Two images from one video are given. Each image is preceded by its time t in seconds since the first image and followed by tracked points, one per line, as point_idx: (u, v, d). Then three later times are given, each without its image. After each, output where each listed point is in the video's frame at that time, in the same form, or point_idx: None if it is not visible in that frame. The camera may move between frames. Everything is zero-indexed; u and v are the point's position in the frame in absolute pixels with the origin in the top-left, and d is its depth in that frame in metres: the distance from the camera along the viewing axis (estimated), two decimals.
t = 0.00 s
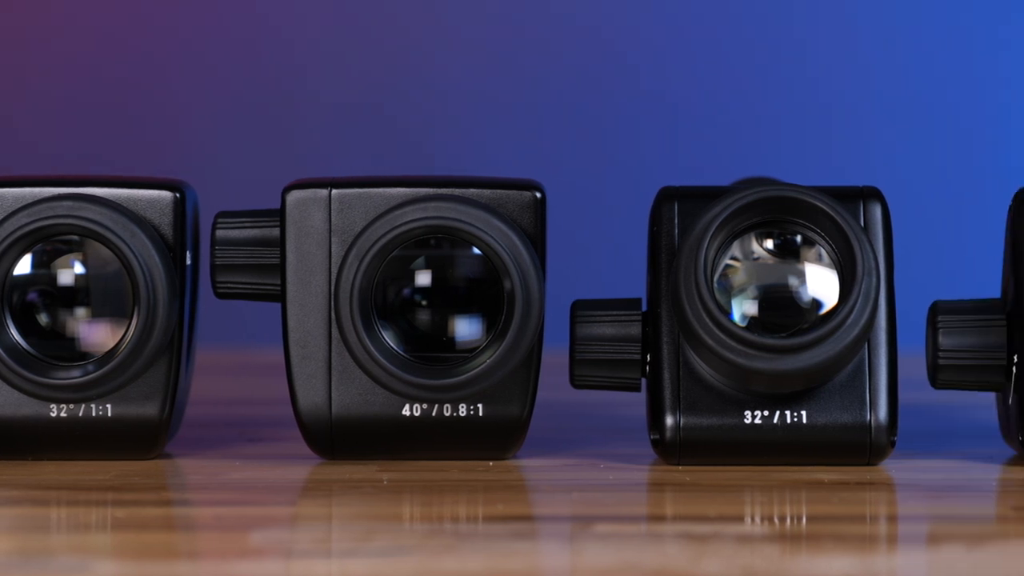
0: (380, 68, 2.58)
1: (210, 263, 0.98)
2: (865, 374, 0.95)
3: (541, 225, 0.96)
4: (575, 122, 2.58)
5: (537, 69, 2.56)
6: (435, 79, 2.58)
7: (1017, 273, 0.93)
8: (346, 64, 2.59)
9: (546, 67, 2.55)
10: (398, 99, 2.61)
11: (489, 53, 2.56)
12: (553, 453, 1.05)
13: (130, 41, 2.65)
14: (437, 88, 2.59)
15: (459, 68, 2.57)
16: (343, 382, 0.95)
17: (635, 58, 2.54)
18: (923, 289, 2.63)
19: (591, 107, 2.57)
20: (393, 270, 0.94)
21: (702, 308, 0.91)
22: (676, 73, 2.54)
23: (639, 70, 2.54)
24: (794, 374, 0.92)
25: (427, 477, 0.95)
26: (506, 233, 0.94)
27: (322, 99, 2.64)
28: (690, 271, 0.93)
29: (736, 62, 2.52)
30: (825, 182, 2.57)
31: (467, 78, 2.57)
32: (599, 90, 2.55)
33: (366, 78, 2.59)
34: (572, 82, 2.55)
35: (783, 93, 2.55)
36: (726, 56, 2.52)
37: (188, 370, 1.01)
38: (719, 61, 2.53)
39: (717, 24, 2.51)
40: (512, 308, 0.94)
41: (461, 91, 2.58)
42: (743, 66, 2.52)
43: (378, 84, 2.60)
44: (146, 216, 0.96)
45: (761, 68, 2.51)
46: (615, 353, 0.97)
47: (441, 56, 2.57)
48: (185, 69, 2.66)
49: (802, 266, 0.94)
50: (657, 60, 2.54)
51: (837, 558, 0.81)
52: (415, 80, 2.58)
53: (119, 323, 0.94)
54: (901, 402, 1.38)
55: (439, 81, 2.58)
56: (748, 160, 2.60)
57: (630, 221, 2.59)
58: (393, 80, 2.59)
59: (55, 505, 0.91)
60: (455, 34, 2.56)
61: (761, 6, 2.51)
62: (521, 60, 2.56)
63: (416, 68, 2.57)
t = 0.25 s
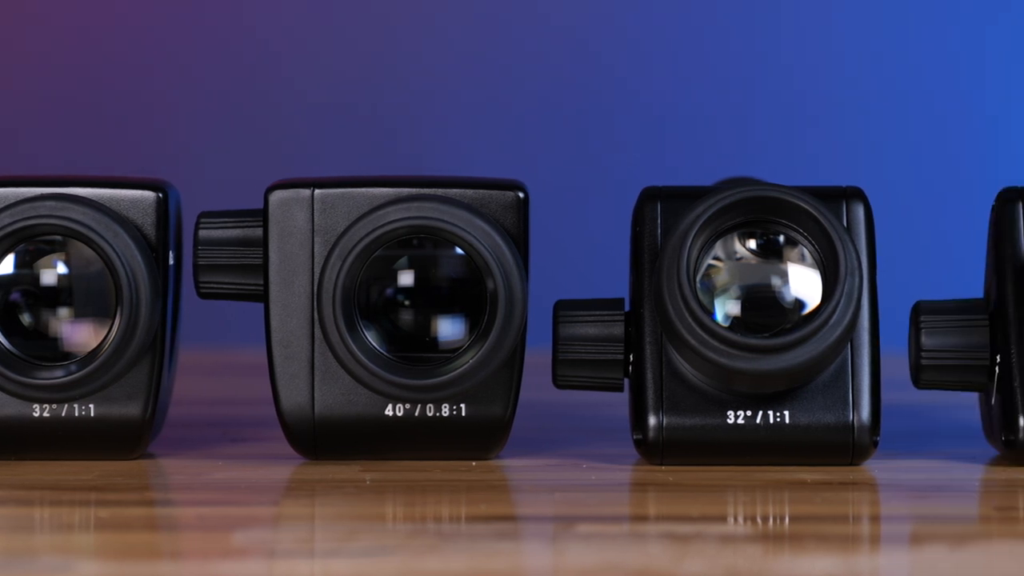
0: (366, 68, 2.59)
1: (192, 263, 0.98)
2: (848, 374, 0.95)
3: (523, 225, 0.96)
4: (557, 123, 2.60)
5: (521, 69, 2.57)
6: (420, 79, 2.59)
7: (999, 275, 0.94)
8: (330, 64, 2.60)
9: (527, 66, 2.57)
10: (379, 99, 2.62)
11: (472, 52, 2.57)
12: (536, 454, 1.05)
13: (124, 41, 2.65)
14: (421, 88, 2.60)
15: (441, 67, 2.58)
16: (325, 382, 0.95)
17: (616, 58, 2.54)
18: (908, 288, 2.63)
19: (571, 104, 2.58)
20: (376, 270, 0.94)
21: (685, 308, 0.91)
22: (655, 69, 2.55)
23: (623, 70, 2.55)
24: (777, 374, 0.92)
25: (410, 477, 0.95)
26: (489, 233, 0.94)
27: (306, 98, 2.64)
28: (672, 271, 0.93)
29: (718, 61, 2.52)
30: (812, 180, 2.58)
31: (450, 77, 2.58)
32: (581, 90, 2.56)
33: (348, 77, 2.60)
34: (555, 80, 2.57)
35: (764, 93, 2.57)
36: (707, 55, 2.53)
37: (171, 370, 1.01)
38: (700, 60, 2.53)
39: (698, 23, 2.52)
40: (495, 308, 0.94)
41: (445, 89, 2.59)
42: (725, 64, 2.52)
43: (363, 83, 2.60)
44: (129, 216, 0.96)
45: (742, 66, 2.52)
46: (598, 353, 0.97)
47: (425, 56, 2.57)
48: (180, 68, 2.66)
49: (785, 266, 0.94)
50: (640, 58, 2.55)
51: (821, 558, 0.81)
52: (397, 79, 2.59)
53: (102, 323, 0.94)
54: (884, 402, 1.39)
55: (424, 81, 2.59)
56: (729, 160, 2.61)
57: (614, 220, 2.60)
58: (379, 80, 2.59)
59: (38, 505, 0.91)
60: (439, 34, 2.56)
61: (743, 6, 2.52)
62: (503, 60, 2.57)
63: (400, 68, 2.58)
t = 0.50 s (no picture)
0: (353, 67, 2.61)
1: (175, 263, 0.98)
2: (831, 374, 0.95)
3: (506, 225, 0.96)
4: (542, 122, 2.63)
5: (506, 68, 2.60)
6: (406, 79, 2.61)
7: (980, 275, 0.95)
8: (318, 63, 2.62)
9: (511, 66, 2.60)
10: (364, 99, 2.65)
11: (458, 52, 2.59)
12: (519, 454, 1.06)
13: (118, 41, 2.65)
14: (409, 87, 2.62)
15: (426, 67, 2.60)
16: (308, 382, 0.95)
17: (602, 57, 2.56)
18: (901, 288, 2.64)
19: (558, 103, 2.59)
20: (359, 270, 0.94)
21: (668, 308, 0.91)
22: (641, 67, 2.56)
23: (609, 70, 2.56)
24: (760, 374, 0.92)
25: (393, 477, 0.95)
26: (472, 233, 0.94)
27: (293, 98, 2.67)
28: (656, 271, 0.93)
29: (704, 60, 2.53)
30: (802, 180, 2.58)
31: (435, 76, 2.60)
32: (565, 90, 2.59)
33: (336, 76, 2.63)
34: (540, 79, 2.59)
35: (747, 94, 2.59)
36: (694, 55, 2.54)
37: (154, 370, 1.01)
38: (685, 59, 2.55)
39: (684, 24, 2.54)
40: (477, 309, 0.94)
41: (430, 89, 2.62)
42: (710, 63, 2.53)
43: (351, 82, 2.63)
44: (112, 216, 0.96)
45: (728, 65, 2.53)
46: (580, 353, 0.97)
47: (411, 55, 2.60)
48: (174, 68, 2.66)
49: (768, 266, 0.94)
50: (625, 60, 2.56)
51: (804, 558, 0.81)
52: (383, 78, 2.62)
53: (84, 323, 0.94)
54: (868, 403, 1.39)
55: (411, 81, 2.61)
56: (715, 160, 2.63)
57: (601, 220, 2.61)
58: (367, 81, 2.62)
59: (21, 505, 0.91)
60: (425, 34, 2.58)
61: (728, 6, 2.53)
62: (489, 59, 2.59)
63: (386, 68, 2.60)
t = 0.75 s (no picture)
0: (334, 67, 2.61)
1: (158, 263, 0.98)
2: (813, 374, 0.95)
3: (489, 225, 0.96)
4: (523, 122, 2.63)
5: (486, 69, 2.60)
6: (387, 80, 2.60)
7: (963, 275, 0.95)
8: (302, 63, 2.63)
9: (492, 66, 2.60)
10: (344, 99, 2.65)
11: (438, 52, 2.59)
12: (502, 454, 1.06)
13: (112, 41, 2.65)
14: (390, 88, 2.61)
15: (406, 66, 2.59)
16: (291, 382, 0.95)
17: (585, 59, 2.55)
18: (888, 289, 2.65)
19: (542, 103, 2.60)
20: (342, 270, 0.94)
21: (651, 309, 0.91)
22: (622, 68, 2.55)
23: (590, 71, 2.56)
24: (743, 374, 0.92)
25: (376, 477, 0.95)
26: (455, 233, 0.94)
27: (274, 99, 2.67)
28: (639, 271, 0.93)
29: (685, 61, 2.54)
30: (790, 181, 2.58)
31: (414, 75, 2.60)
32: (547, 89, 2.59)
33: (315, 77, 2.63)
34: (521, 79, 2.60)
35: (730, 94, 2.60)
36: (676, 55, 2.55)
37: (137, 370, 1.01)
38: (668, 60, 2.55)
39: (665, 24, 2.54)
40: (460, 309, 0.94)
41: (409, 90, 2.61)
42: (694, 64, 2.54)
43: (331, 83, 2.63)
44: (95, 216, 0.96)
45: (712, 66, 2.53)
46: (563, 353, 0.97)
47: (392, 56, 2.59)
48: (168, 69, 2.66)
49: (750, 266, 0.94)
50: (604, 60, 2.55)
51: (787, 558, 0.81)
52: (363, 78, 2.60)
53: (68, 323, 0.94)
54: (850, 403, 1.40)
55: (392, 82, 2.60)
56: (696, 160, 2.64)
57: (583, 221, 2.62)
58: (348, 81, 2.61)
59: (3, 505, 0.90)
60: (406, 34, 2.58)
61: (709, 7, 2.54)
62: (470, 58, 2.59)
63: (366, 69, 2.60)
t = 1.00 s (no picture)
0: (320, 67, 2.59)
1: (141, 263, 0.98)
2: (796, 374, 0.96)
3: (472, 225, 0.96)
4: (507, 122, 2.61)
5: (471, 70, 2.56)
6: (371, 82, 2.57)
7: (946, 276, 0.95)
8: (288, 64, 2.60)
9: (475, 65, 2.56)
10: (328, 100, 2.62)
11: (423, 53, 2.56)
12: (485, 454, 1.06)
13: (106, 40, 2.65)
14: (374, 90, 2.59)
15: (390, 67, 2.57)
16: (274, 382, 0.95)
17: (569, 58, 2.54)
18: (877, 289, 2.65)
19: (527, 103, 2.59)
20: (325, 270, 0.94)
21: (634, 309, 0.91)
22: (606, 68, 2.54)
23: (574, 71, 2.54)
24: (725, 374, 0.92)
25: (359, 477, 0.95)
26: (438, 233, 0.94)
27: (260, 99, 2.64)
28: (621, 271, 0.93)
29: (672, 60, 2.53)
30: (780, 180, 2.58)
31: (397, 76, 2.56)
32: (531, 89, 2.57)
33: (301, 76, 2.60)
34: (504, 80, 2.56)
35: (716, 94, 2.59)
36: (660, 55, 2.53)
37: (119, 370, 1.01)
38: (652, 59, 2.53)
39: (650, 24, 2.52)
40: (443, 309, 0.94)
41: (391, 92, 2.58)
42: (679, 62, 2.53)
43: (317, 83, 2.60)
44: (78, 216, 0.96)
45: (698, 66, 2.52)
46: (546, 354, 0.97)
47: (376, 56, 2.56)
48: (163, 68, 2.66)
49: (733, 266, 0.94)
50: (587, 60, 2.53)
51: (769, 558, 0.81)
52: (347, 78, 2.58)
53: (51, 323, 0.94)
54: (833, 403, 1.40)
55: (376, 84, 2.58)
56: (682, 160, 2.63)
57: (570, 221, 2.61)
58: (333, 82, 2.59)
59: None
60: (391, 34, 2.55)
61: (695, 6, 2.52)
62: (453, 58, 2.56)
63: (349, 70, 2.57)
